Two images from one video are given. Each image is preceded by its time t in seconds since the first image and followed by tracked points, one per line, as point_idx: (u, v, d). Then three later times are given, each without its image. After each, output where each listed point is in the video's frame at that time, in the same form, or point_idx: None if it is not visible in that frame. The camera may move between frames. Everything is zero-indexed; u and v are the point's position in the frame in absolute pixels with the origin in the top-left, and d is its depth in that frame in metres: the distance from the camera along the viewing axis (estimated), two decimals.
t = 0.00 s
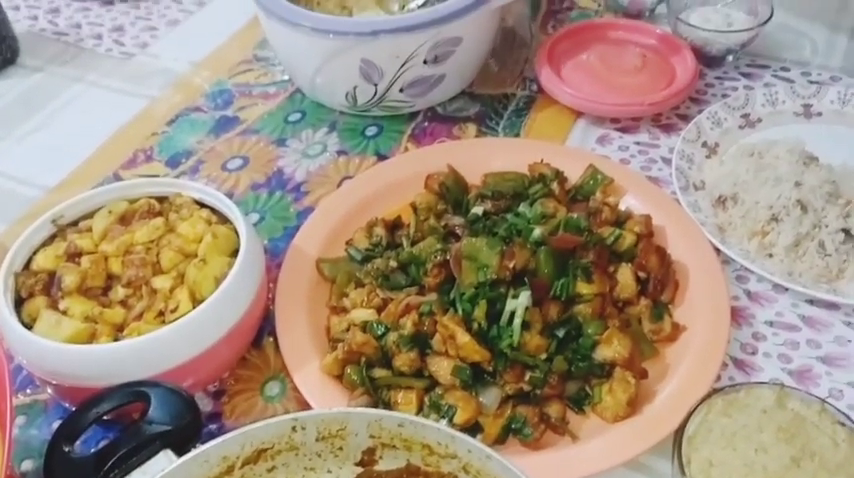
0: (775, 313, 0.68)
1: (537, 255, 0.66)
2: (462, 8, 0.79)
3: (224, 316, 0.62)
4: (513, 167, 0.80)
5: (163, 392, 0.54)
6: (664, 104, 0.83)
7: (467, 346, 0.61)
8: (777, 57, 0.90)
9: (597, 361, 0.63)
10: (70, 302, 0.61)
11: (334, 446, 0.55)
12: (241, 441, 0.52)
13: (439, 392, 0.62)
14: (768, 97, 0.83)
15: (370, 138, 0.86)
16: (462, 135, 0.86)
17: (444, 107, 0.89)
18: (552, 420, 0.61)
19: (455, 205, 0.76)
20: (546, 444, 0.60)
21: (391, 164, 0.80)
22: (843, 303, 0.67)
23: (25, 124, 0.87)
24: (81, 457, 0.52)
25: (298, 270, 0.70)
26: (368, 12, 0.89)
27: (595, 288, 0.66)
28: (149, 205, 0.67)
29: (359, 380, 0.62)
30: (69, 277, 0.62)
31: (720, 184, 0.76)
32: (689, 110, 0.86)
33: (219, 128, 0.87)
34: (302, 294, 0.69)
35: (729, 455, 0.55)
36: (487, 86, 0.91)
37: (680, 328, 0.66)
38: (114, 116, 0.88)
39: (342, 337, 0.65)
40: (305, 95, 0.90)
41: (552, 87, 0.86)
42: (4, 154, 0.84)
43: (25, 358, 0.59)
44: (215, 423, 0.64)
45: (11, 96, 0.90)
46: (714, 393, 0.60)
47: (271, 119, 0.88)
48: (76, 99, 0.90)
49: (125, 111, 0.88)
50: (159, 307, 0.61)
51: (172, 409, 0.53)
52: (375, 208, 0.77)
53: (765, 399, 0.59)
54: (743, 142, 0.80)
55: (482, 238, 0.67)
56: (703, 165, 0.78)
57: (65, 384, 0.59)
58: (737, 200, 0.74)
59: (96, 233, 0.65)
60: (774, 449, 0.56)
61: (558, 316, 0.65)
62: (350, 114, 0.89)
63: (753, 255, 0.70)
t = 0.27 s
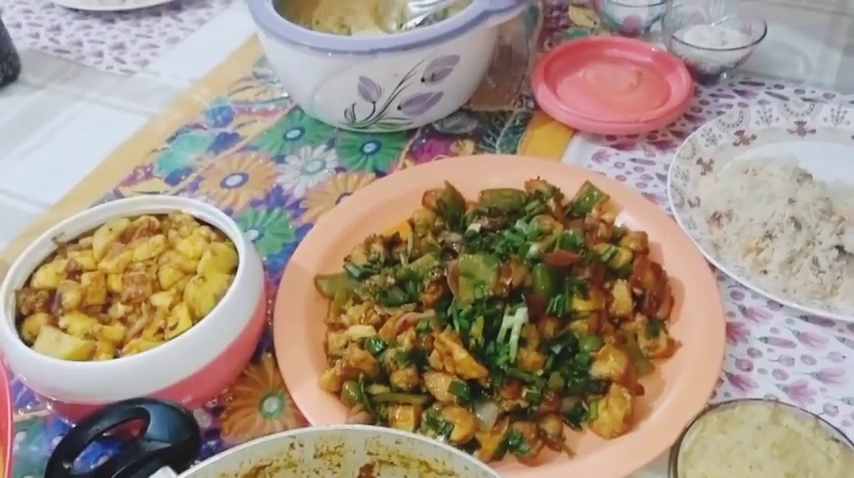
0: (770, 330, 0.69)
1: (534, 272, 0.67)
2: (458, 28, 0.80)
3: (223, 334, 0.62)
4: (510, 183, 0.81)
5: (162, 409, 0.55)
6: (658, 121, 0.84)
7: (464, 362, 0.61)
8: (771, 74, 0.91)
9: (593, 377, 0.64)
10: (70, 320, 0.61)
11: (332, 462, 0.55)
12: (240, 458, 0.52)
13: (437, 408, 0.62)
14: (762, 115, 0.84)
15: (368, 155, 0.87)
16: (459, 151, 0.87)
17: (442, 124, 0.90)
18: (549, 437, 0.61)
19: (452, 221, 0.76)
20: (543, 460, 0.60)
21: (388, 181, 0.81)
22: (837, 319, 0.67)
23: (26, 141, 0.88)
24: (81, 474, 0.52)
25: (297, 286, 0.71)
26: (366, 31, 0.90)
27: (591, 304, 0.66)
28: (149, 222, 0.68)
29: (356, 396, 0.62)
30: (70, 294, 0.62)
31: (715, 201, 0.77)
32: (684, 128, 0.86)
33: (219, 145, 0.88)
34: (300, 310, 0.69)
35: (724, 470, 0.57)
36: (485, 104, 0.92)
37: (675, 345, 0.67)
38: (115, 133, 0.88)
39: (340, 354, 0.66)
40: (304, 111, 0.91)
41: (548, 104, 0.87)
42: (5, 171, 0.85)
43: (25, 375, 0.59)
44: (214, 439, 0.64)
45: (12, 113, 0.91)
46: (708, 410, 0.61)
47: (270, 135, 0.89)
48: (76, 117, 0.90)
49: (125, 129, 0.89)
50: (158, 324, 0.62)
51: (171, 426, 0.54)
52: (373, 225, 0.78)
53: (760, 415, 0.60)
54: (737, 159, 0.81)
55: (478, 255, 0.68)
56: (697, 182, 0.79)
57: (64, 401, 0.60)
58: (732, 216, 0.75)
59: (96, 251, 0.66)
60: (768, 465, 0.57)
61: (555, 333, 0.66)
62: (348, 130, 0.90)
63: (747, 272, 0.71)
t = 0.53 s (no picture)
0: (768, 341, 0.69)
1: (533, 283, 0.67)
2: (458, 42, 0.81)
3: (223, 345, 0.62)
4: (508, 195, 0.81)
5: (163, 420, 0.55)
6: (656, 134, 0.85)
7: (464, 374, 0.62)
8: (768, 87, 0.92)
9: (592, 388, 0.64)
10: (72, 331, 0.62)
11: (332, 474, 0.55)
12: (241, 468, 0.53)
13: (436, 419, 0.62)
14: (759, 127, 0.85)
15: (368, 168, 0.88)
16: (459, 164, 0.88)
17: (441, 136, 0.91)
18: (548, 448, 0.61)
19: (451, 232, 0.77)
20: (543, 470, 0.61)
21: (388, 192, 0.81)
22: (834, 331, 0.68)
23: (28, 153, 0.89)
24: None
25: (297, 298, 0.72)
26: (367, 45, 0.91)
27: (590, 315, 0.67)
28: (150, 234, 0.68)
29: (357, 407, 0.63)
30: (71, 306, 0.63)
31: (712, 213, 0.77)
32: (682, 140, 0.87)
33: (220, 157, 0.88)
34: (301, 321, 0.70)
35: None
36: (484, 116, 0.93)
37: (674, 356, 0.67)
38: (117, 145, 0.89)
39: (340, 365, 0.66)
40: (305, 124, 0.91)
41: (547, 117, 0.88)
42: (8, 182, 0.85)
43: (26, 386, 0.60)
44: (214, 450, 0.64)
45: (15, 126, 0.92)
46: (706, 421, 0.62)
47: (271, 148, 0.90)
48: (79, 129, 0.91)
49: (127, 141, 0.89)
50: (159, 336, 0.62)
51: (172, 437, 0.54)
52: (372, 237, 0.79)
53: (758, 426, 0.61)
54: (735, 172, 0.81)
55: (478, 267, 0.68)
56: (695, 194, 0.80)
57: (65, 413, 0.60)
58: (729, 228, 0.75)
59: (98, 262, 0.66)
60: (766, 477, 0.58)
61: (553, 344, 0.66)
62: (349, 143, 0.90)
63: (744, 283, 0.72)
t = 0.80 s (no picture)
0: (766, 350, 0.70)
1: (533, 291, 0.68)
2: (457, 53, 0.82)
3: (225, 353, 0.63)
4: (508, 204, 0.82)
5: (165, 428, 0.55)
6: (654, 143, 0.86)
7: (464, 381, 0.62)
8: (766, 97, 0.93)
9: (592, 396, 0.65)
10: (74, 339, 0.62)
11: None
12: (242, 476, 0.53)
13: (437, 427, 0.63)
14: (756, 137, 0.86)
15: (368, 177, 0.88)
16: (459, 173, 0.88)
17: (441, 146, 0.91)
18: (548, 455, 0.62)
19: (451, 241, 0.77)
20: None
21: (388, 201, 0.82)
22: (832, 339, 0.68)
23: (31, 162, 0.89)
24: None
25: (298, 306, 0.72)
26: (368, 56, 0.91)
27: (589, 324, 0.67)
28: (152, 243, 0.69)
29: (358, 415, 0.63)
30: (74, 315, 0.63)
31: (711, 222, 0.78)
32: (680, 149, 0.88)
33: (221, 167, 0.89)
34: (302, 330, 0.70)
35: None
36: (484, 126, 0.93)
37: (673, 364, 0.67)
38: (119, 155, 0.90)
39: (341, 373, 0.66)
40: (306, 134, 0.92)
41: (546, 127, 0.88)
42: (10, 191, 0.86)
43: (29, 394, 0.60)
44: (215, 458, 0.64)
45: (17, 135, 0.92)
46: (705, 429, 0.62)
47: (272, 157, 0.90)
48: (81, 139, 0.92)
49: (129, 151, 0.90)
50: (161, 344, 0.62)
51: (174, 445, 0.54)
52: (373, 246, 0.79)
53: (757, 433, 0.61)
54: (732, 181, 0.82)
55: (478, 276, 0.69)
56: (693, 204, 0.80)
57: (67, 421, 0.60)
58: (728, 237, 0.76)
59: (100, 271, 0.67)
60: None
61: (553, 352, 0.66)
62: (349, 152, 0.91)
63: (743, 292, 0.72)
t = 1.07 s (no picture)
0: (766, 354, 0.71)
1: (535, 297, 0.69)
2: (460, 62, 0.83)
3: (233, 357, 0.64)
4: (510, 211, 0.83)
5: (175, 431, 0.56)
6: (654, 151, 0.87)
7: (468, 386, 0.63)
8: (764, 106, 0.94)
9: (594, 400, 0.66)
10: (84, 344, 0.63)
11: None
12: None
13: (441, 431, 0.63)
14: (755, 145, 0.87)
15: (372, 185, 0.90)
16: (461, 180, 0.89)
17: (444, 154, 0.93)
18: (551, 458, 0.63)
19: (454, 247, 0.79)
20: None
21: (391, 209, 0.83)
22: (831, 344, 0.69)
23: (39, 170, 0.90)
24: None
25: (304, 312, 0.73)
26: (371, 65, 0.93)
27: (591, 329, 0.68)
28: (161, 249, 0.70)
29: (364, 418, 0.64)
30: (84, 320, 0.64)
31: (711, 228, 0.79)
32: (680, 157, 0.89)
33: (227, 175, 0.90)
34: (308, 334, 0.71)
35: None
36: (486, 135, 0.94)
37: (675, 369, 0.68)
38: (125, 163, 0.91)
39: (347, 377, 0.67)
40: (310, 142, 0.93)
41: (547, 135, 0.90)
42: (18, 199, 0.87)
43: (40, 398, 0.61)
44: (223, 461, 0.65)
45: (24, 143, 0.93)
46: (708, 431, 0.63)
47: (277, 165, 0.92)
48: (87, 147, 0.93)
49: (136, 159, 0.91)
50: (170, 348, 0.63)
51: (183, 447, 0.55)
52: (377, 252, 0.80)
53: (757, 436, 0.62)
54: (731, 188, 0.83)
55: (481, 282, 0.70)
56: (693, 211, 0.81)
57: (78, 424, 0.61)
58: (727, 244, 0.77)
59: (109, 277, 0.68)
60: None
61: (556, 357, 0.67)
62: (353, 160, 0.92)
63: (743, 297, 0.73)
